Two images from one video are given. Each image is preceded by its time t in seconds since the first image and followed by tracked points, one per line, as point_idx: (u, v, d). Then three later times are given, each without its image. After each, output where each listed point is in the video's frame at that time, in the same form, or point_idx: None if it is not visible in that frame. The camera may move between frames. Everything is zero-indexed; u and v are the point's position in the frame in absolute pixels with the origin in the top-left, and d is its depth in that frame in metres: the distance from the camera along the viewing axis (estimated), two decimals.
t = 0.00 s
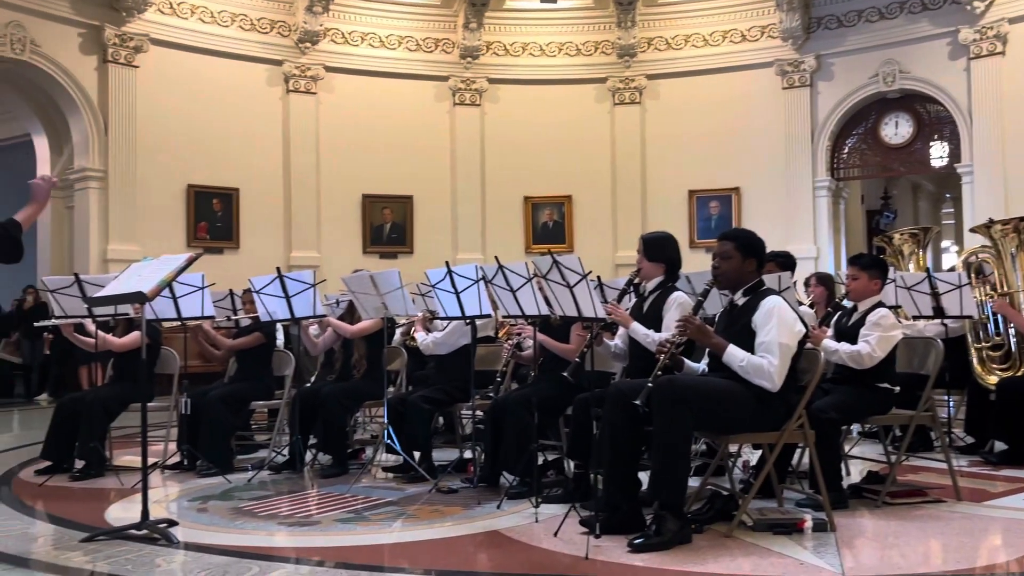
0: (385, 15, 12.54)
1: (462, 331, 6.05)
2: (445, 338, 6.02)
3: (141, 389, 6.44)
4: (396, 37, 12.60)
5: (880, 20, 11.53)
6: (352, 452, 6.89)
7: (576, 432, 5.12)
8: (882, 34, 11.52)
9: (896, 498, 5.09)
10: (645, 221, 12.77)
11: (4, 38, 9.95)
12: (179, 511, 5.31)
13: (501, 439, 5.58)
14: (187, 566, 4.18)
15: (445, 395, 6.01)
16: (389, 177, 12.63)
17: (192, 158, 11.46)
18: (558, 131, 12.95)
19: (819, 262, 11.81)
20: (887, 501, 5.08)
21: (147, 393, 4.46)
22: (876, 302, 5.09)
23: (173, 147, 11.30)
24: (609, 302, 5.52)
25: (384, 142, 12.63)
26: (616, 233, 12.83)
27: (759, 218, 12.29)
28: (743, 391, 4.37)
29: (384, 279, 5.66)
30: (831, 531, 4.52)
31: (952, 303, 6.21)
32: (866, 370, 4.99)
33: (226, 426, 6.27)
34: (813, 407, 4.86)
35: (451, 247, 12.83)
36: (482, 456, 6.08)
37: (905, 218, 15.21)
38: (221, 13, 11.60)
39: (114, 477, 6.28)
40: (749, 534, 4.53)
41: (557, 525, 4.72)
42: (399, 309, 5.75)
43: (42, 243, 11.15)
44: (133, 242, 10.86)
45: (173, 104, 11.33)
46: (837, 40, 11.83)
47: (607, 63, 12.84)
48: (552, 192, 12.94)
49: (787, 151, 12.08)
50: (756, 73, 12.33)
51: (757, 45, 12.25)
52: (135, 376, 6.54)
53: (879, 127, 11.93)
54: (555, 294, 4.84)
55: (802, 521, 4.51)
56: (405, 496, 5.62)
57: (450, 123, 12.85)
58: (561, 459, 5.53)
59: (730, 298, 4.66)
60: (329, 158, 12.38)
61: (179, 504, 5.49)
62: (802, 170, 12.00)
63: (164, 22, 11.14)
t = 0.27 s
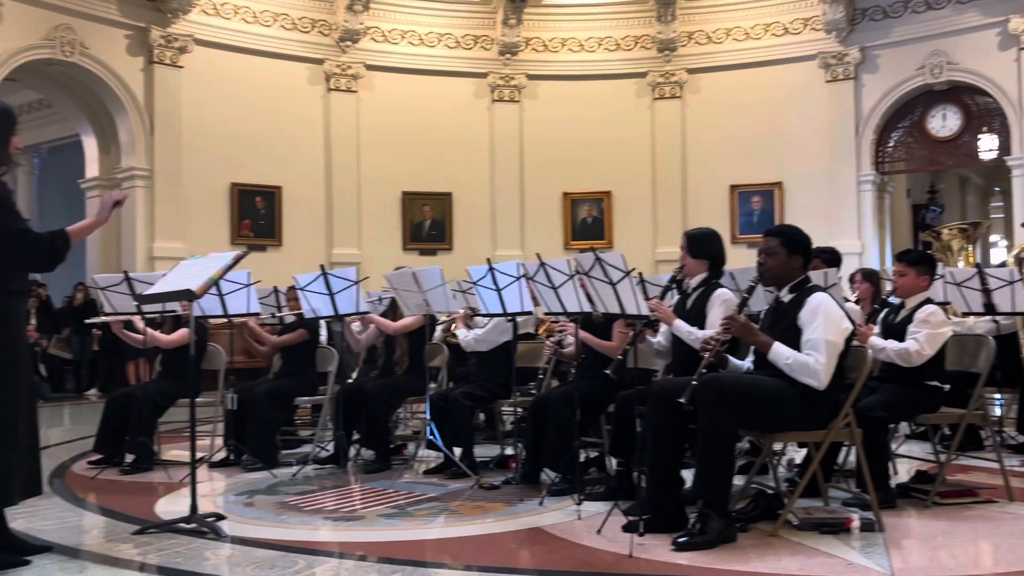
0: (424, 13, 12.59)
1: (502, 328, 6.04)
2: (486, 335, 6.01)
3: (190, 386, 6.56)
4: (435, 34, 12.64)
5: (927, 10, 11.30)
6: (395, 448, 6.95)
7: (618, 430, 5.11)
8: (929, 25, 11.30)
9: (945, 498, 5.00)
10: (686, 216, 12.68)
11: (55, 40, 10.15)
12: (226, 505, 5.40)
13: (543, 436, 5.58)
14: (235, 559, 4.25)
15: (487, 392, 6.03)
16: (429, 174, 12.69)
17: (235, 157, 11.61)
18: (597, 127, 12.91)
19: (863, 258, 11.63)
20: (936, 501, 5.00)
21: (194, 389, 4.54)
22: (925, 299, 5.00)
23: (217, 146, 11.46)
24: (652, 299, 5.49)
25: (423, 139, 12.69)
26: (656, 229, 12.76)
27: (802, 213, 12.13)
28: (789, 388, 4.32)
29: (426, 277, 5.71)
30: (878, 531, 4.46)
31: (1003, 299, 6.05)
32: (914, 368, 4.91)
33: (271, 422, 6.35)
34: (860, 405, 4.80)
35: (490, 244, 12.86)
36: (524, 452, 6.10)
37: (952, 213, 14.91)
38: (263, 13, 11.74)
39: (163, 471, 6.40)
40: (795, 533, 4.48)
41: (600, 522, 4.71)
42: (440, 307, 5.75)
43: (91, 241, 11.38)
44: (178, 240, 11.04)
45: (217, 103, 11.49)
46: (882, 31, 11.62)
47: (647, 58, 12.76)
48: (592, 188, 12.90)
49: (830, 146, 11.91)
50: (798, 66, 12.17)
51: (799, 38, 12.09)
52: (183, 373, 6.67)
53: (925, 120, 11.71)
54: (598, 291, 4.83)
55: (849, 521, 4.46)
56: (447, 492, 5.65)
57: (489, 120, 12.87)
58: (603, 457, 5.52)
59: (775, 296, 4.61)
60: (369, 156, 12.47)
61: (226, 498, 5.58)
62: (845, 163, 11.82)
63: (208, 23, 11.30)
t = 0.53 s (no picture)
0: (450, 10, 12.61)
1: (530, 325, 6.06)
2: (514, 333, 6.02)
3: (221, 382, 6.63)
4: (461, 32, 12.67)
5: (958, 3, 11.16)
6: (423, 444, 6.98)
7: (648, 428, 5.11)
8: (961, 18, 11.16)
9: (979, 498, 4.95)
10: (712, 212, 12.62)
11: (87, 41, 10.31)
12: (257, 500, 5.46)
13: (571, 433, 5.59)
14: (267, 554, 4.29)
15: (515, 389, 6.05)
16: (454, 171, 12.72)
17: (264, 155, 11.71)
18: (623, 124, 12.87)
19: (893, 254, 11.51)
20: (970, 501, 4.95)
21: (227, 385, 4.58)
22: (959, 296, 4.94)
23: (245, 145, 11.56)
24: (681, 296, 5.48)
25: (449, 137, 12.72)
26: (682, 226, 12.70)
27: (831, 210, 12.03)
28: (820, 386, 4.29)
29: (455, 274, 5.71)
30: (911, 530, 4.42)
31: None
32: (947, 366, 4.86)
33: (301, 418, 6.41)
34: (893, 403, 4.76)
35: (516, 241, 12.87)
36: (552, 450, 6.11)
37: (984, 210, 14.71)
38: (291, 12, 11.82)
39: (195, 466, 6.47)
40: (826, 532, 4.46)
41: (629, 520, 4.71)
42: (468, 304, 5.78)
43: (122, 239, 11.54)
44: (207, 237, 11.15)
45: (246, 102, 11.59)
46: (912, 25, 11.49)
47: (674, 53, 12.70)
48: (618, 184, 12.87)
49: (860, 141, 11.80)
50: (827, 61, 12.06)
51: (828, 33, 11.98)
52: (215, 369, 6.74)
53: (957, 114, 11.57)
54: (628, 289, 4.81)
55: (881, 520, 4.43)
56: (476, 489, 5.68)
57: (515, 117, 12.88)
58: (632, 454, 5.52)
59: (806, 293, 4.58)
60: (396, 153, 12.52)
61: (257, 493, 5.64)
62: (875, 159, 11.71)
63: (236, 22, 11.40)
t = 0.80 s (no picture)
0: (471, 8, 12.62)
1: (551, 323, 6.06)
2: (535, 330, 6.03)
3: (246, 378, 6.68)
4: (481, 29, 12.67)
5: None
6: (445, 441, 7.00)
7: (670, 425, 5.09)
8: (987, 13, 11.02)
9: (1007, 498, 4.89)
10: (734, 210, 12.55)
11: (111, 41, 10.41)
12: (280, 496, 5.49)
13: (593, 431, 5.58)
14: (291, 550, 4.32)
15: (536, 386, 6.05)
16: (475, 169, 12.73)
17: (285, 154, 11.77)
18: (644, 120, 12.83)
19: (917, 252, 11.40)
20: (997, 501, 4.89)
21: (251, 381, 4.60)
22: (987, 294, 4.89)
23: (267, 143, 11.62)
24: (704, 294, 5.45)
25: (470, 133, 12.72)
26: (703, 223, 12.65)
27: (854, 207, 11.93)
28: (846, 384, 4.26)
29: (476, 272, 5.72)
30: (938, 530, 4.38)
31: None
32: (974, 364, 4.81)
33: (323, 415, 6.44)
34: (919, 402, 4.71)
35: (536, 238, 12.86)
36: (574, 447, 6.10)
37: (1010, 206, 14.56)
38: (312, 10, 11.87)
39: (219, 462, 6.53)
40: (851, 531, 4.42)
41: (652, 518, 4.70)
42: (490, 301, 5.81)
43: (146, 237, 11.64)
44: (229, 235, 11.23)
45: (268, 101, 11.65)
46: (938, 20, 11.37)
47: (695, 50, 12.64)
48: (639, 182, 12.83)
49: (883, 137, 11.69)
50: (850, 56, 11.96)
51: (851, 28, 11.88)
52: (239, 366, 6.79)
53: (983, 110, 11.45)
54: (651, 286, 4.79)
55: (907, 520, 4.39)
56: (497, 486, 5.68)
57: (535, 114, 12.86)
58: (654, 453, 5.50)
59: (831, 290, 4.55)
60: (416, 151, 12.55)
61: (280, 489, 5.67)
62: (899, 155, 11.60)
63: (258, 21, 11.47)
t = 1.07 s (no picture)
0: (485, 5, 12.62)
1: (565, 320, 6.06)
2: (549, 328, 6.03)
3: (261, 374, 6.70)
4: (496, 26, 12.67)
5: None
6: (459, 438, 7.01)
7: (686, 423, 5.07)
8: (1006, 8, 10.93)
9: None
10: (749, 207, 12.50)
11: (128, 39, 10.49)
12: (296, 492, 5.52)
13: (608, 428, 5.58)
14: (307, 545, 4.34)
15: (551, 383, 6.04)
16: (489, 166, 12.73)
17: (300, 152, 11.81)
18: (659, 117, 12.79)
19: (934, 249, 11.32)
20: (1016, 499, 4.85)
21: (267, 377, 4.62)
22: (1005, 291, 4.85)
23: (282, 141, 11.67)
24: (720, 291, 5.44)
25: (484, 130, 12.72)
26: (718, 220, 12.61)
27: (870, 204, 11.86)
28: (862, 382, 4.24)
29: (491, 269, 5.70)
30: (956, 529, 4.35)
31: None
32: (993, 362, 4.77)
33: (338, 412, 6.46)
34: (937, 399, 4.68)
35: (551, 235, 12.86)
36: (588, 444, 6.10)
37: None
38: (327, 8, 11.90)
39: (235, 458, 6.57)
40: (868, 530, 4.40)
41: (668, 515, 4.69)
42: (505, 298, 5.80)
43: (163, 235, 11.72)
44: (245, 233, 11.27)
45: (283, 98, 11.70)
46: (956, 15, 11.28)
47: (710, 46, 12.58)
48: (653, 179, 12.79)
49: (900, 134, 11.62)
50: (867, 53, 11.88)
51: (868, 24, 11.80)
52: (255, 362, 6.83)
53: (1001, 107, 11.36)
54: (666, 282, 4.77)
55: (925, 518, 4.36)
56: (512, 482, 5.69)
57: (549, 111, 12.86)
58: (669, 450, 5.49)
59: (848, 288, 4.52)
60: (431, 148, 12.56)
61: (296, 485, 5.70)
62: (916, 152, 11.52)
63: (273, 19, 11.51)
